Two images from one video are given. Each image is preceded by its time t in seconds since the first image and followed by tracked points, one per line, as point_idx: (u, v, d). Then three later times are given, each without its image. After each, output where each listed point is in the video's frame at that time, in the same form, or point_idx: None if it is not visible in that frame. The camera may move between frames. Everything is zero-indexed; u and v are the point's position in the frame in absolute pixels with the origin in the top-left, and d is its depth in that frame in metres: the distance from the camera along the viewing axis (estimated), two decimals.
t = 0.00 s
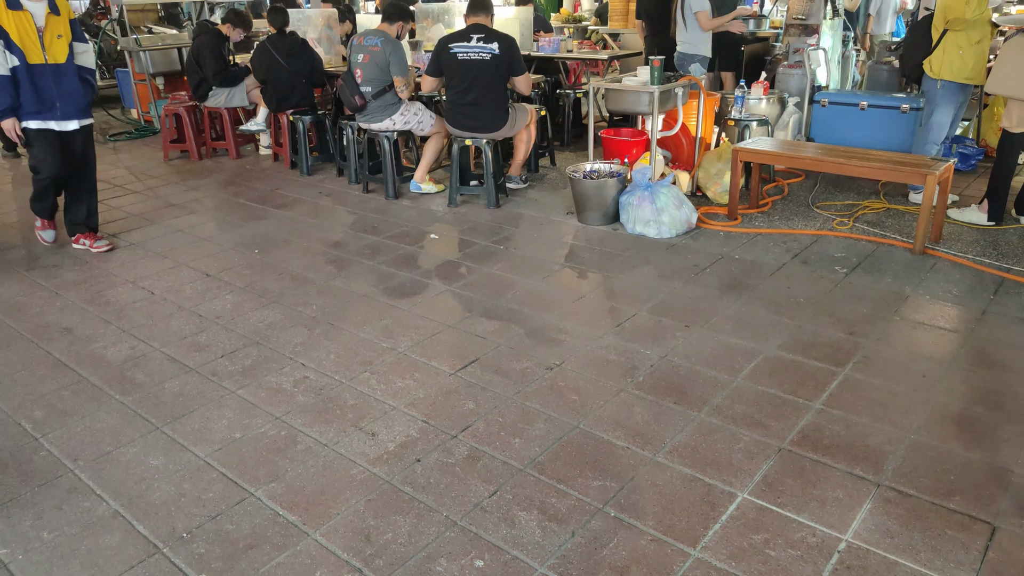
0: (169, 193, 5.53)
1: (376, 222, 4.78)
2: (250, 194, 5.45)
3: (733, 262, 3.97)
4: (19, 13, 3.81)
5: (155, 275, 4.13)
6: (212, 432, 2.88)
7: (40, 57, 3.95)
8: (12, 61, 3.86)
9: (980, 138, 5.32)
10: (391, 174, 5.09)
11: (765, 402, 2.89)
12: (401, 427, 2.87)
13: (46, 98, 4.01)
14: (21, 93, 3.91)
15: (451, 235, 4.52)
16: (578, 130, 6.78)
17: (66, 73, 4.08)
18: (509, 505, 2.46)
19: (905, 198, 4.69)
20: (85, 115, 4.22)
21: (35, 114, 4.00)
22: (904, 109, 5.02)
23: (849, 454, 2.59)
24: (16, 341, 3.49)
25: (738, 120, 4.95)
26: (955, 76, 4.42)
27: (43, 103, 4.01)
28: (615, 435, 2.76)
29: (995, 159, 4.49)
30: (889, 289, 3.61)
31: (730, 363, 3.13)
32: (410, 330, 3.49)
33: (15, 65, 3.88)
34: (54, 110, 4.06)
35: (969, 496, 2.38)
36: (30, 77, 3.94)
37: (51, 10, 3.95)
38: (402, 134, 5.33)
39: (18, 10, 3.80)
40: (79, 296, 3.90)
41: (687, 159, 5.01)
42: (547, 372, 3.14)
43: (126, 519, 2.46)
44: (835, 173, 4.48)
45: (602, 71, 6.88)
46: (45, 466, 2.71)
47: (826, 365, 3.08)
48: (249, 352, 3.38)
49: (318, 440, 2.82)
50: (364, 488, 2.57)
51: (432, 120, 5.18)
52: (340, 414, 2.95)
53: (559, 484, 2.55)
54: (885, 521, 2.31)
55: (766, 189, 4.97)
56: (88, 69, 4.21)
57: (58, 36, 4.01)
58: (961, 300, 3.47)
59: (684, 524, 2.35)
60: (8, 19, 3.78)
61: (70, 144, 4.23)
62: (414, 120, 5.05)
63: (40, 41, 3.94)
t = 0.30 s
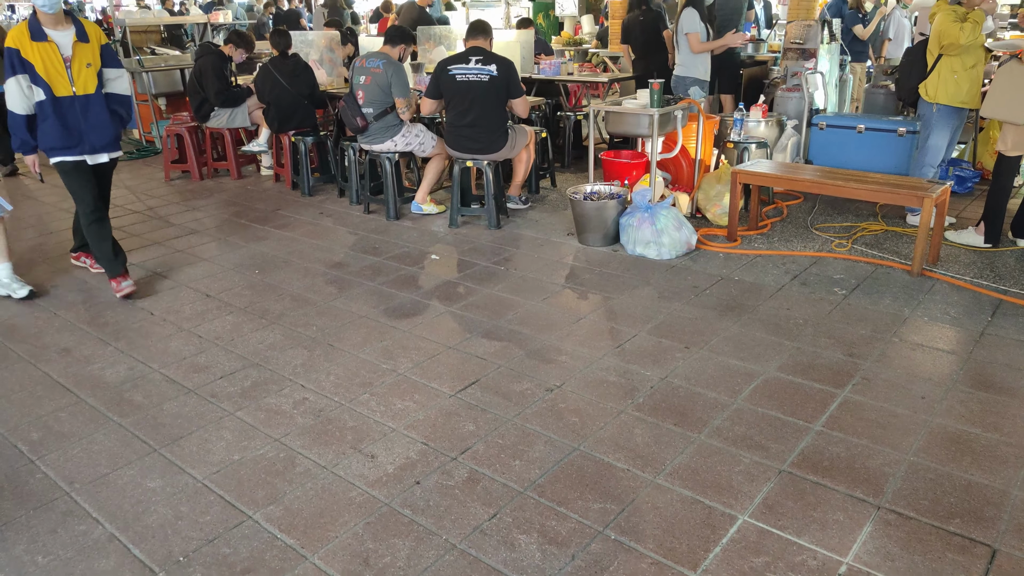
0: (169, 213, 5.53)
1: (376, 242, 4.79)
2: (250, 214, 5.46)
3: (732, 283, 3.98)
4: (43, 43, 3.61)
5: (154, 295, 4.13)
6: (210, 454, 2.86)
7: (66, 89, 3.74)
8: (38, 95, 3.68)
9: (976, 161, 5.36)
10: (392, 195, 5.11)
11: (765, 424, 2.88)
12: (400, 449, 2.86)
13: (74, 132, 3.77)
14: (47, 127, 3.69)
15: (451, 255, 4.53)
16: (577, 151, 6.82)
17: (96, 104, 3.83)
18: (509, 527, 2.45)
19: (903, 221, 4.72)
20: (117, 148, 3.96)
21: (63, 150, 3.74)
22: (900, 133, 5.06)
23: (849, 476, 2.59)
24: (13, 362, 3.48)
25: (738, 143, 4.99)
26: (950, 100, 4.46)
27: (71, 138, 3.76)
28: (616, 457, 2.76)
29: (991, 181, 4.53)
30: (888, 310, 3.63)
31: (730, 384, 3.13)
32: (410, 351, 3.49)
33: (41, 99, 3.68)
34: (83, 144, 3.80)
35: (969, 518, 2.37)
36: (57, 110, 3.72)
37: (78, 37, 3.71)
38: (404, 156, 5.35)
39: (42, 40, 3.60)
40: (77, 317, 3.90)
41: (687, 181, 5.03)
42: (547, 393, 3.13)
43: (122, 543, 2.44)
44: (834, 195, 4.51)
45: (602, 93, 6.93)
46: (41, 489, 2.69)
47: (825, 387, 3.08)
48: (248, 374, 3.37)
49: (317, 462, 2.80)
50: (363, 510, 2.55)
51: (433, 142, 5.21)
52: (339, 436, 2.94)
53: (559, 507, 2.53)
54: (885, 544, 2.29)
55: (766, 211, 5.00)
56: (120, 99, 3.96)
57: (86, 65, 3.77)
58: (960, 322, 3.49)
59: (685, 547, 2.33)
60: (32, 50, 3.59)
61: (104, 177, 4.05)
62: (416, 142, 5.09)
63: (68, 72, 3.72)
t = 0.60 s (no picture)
0: (169, 233, 5.55)
1: (375, 263, 4.80)
2: (249, 235, 5.47)
3: (730, 305, 3.98)
4: (69, 58, 3.50)
5: (153, 315, 4.14)
6: (207, 477, 2.84)
7: (92, 106, 3.62)
8: (64, 113, 3.54)
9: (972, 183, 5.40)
10: (391, 217, 5.13)
11: (765, 447, 2.87)
12: (398, 471, 2.84)
13: (100, 151, 3.68)
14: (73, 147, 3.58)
15: (449, 276, 4.54)
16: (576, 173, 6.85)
17: (122, 121, 3.72)
18: (507, 551, 2.42)
19: (900, 243, 4.74)
20: (144, 166, 3.86)
21: (87, 170, 3.67)
22: (897, 156, 5.10)
23: (849, 500, 2.57)
24: (10, 383, 3.47)
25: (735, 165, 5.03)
26: (945, 124, 4.48)
27: (95, 158, 3.68)
28: (615, 480, 2.74)
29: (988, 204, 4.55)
30: (887, 333, 3.63)
31: (730, 407, 3.12)
32: (409, 373, 3.48)
33: (67, 117, 3.55)
34: (107, 164, 3.71)
35: (970, 543, 2.35)
36: (82, 128, 3.60)
37: (104, 51, 3.61)
38: (403, 177, 5.38)
39: (68, 54, 3.49)
40: (75, 338, 3.89)
41: (685, 203, 5.06)
42: (546, 416, 3.12)
43: (116, 566, 2.42)
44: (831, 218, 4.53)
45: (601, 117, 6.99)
46: (36, 511, 2.67)
47: (824, 410, 3.08)
48: (245, 395, 3.35)
49: (314, 485, 2.79)
50: (360, 533, 2.53)
51: (432, 163, 5.24)
52: (337, 458, 2.93)
53: (557, 531, 2.51)
54: (886, 568, 2.27)
55: (763, 233, 5.02)
56: (145, 115, 3.84)
57: (112, 79, 3.66)
58: (958, 344, 3.49)
59: (685, 571, 2.31)
60: (58, 65, 3.47)
61: (133, 203, 3.91)
62: (415, 164, 5.12)
63: (94, 88, 3.61)
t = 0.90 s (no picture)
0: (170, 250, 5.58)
1: (375, 280, 4.80)
2: (249, 251, 5.49)
3: (729, 321, 3.98)
4: (110, 85, 3.35)
5: (153, 331, 4.16)
6: (205, 494, 2.83)
7: (128, 135, 3.46)
8: (99, 140, 3.38)
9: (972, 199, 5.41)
10: (389, 233, 5.13)
11: (765, 464, 2.86)
12: (396, 489, 2.83)
13: (131, 181, 3.51)
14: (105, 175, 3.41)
15: (448, 292, 4.54)
16: (573, 190, 6.88)
17: (157, 153, 3.56)
18: (505, 570, 2.40)
19: (899, 258, 4.73)
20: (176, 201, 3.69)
21: (115, 200, 3.51)
22: (895, 170, 5.10)
23: (851, 518, 2.55)
24: (10, 400, 3.48)
25: (732, 181, 5.04)
26: (942, 139, 4.49)
27: (127, 189, 3.51)
28: (614, 498, 2.71)
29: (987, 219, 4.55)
30: (887, 348, 3.62)
31: (729, 424, 3.11)
32: (407, 390, 3.48)
33: (101, 144, 3.39)
34: (137, 196, 3.54)
35: (975, 562, 2.32)
36: (115, 157, 3.45)
37: (145, 81, 3.46)
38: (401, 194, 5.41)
39: (109, 81, 3.34)
40: (76, 354, 3.91)
41: (682, 219, 5.06)
42: (545, 433, 3.12)
43: None
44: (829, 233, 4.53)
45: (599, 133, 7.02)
46: (35, 529, 2.66)
47: (824, 427, 3.06)
48: (244, 412, 3.35)
49: (312, 502, 2.77)
50: (357, 551, 2.51)
51: (430, 180, 5.26)
52: (335, 475, 2.92)
53: (556, 549, 2.48)
54: None
55: (761, 249, 5.02)
56: (181, 149, 3.67)
57: (151, 110, 3.50)
58: (959, 360, 3.48)
59: None
60: (99, 92, 3.32)
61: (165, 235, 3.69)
62: (413, 181, 5.14)
63: (133, 117, 3.45)
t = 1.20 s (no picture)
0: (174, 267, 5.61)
1: (377, 297, 4.81)
2: (252, 268, 5.50)
3: (731, 340, 3.97)
4: (155, 96, 3.27)
5: (155, 348, 4.18)
6: (205, 512, 2.82)
7: (174, 149, 3.36)
8: (145, 154, 3.28)
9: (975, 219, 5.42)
10: (391, 251, 5.15)
11: (767, 485, 2.83)
12: (396, 509, 2.80)
13: (178, 196, 3.39)
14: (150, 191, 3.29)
15: (450, 310, 4.55)
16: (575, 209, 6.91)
17: (204, 166, 3.46)
18: None
19: (902, 278, 4.73)
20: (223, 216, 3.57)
21: (165, 216, 3.35)
22: (898, 190, 5.10)
23: (855, 541, 2.52)
24: (12, 416, 3.48)
25: (734, 201, 5.06)
26: (944, 159, 4.50)
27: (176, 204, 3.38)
28: (615, 519, 2.69)
29: (990, 239, 4.54)
30: (891, 369, 3.60)
31: (731, 445, 3.10)
32: (408, 408, 3.47)
33: (148, 158, 3.29)
34: (185, 211, 3.41)
35: None
36: (162, 171, 3.34)
37: (190, 91, 3.39)
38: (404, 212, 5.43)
39: (154, 93, 3.26)
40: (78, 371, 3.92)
41: (684, 238, 5.07)
42: (546, 452, 3.10)
43: None
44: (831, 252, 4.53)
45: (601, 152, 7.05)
46: (33, 546, 2.64)
47: (827, 448, 3.05)
48: (245, 430, 3.35)
49: (312, 521, 2.75)
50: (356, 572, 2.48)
51: (433, 198, 5.28)
52: (335, 494, 2.90)
53: (557, 570, 2.45)
54: None
55: (763, 268, 5.02)
56: (229, 161, 3.57)
57: (197, 122, 3.42)
58: (963, 381, 3.46)
59: None
60: (143, 104, 3.23)
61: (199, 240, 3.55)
62: (416, 199, 5.16)
63: (178, 129, 3.36)
